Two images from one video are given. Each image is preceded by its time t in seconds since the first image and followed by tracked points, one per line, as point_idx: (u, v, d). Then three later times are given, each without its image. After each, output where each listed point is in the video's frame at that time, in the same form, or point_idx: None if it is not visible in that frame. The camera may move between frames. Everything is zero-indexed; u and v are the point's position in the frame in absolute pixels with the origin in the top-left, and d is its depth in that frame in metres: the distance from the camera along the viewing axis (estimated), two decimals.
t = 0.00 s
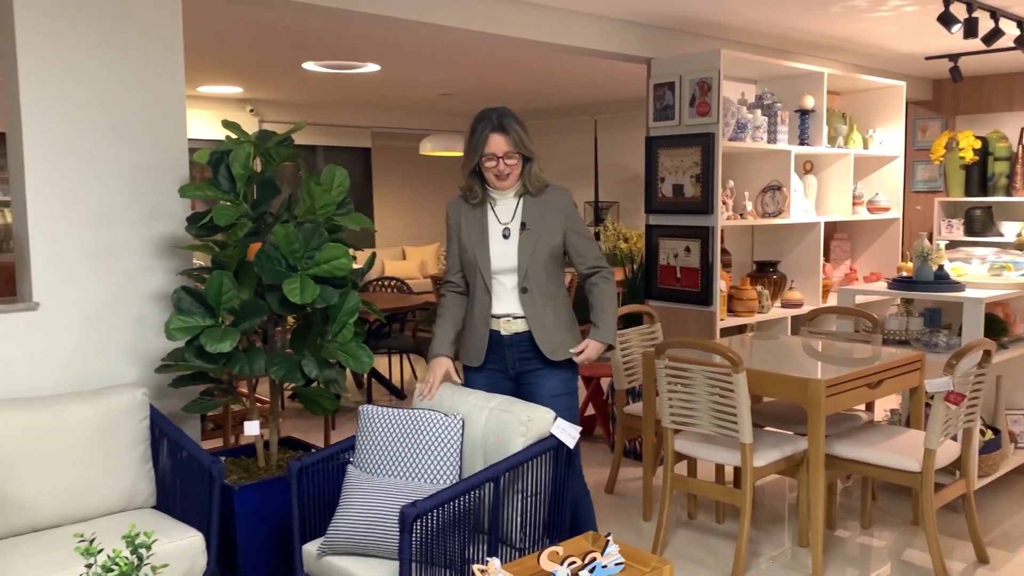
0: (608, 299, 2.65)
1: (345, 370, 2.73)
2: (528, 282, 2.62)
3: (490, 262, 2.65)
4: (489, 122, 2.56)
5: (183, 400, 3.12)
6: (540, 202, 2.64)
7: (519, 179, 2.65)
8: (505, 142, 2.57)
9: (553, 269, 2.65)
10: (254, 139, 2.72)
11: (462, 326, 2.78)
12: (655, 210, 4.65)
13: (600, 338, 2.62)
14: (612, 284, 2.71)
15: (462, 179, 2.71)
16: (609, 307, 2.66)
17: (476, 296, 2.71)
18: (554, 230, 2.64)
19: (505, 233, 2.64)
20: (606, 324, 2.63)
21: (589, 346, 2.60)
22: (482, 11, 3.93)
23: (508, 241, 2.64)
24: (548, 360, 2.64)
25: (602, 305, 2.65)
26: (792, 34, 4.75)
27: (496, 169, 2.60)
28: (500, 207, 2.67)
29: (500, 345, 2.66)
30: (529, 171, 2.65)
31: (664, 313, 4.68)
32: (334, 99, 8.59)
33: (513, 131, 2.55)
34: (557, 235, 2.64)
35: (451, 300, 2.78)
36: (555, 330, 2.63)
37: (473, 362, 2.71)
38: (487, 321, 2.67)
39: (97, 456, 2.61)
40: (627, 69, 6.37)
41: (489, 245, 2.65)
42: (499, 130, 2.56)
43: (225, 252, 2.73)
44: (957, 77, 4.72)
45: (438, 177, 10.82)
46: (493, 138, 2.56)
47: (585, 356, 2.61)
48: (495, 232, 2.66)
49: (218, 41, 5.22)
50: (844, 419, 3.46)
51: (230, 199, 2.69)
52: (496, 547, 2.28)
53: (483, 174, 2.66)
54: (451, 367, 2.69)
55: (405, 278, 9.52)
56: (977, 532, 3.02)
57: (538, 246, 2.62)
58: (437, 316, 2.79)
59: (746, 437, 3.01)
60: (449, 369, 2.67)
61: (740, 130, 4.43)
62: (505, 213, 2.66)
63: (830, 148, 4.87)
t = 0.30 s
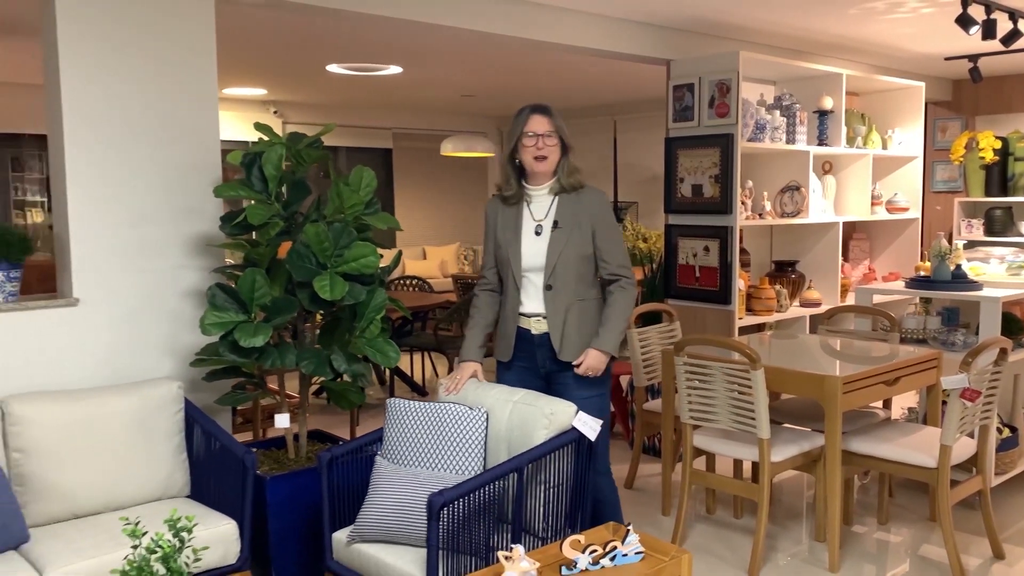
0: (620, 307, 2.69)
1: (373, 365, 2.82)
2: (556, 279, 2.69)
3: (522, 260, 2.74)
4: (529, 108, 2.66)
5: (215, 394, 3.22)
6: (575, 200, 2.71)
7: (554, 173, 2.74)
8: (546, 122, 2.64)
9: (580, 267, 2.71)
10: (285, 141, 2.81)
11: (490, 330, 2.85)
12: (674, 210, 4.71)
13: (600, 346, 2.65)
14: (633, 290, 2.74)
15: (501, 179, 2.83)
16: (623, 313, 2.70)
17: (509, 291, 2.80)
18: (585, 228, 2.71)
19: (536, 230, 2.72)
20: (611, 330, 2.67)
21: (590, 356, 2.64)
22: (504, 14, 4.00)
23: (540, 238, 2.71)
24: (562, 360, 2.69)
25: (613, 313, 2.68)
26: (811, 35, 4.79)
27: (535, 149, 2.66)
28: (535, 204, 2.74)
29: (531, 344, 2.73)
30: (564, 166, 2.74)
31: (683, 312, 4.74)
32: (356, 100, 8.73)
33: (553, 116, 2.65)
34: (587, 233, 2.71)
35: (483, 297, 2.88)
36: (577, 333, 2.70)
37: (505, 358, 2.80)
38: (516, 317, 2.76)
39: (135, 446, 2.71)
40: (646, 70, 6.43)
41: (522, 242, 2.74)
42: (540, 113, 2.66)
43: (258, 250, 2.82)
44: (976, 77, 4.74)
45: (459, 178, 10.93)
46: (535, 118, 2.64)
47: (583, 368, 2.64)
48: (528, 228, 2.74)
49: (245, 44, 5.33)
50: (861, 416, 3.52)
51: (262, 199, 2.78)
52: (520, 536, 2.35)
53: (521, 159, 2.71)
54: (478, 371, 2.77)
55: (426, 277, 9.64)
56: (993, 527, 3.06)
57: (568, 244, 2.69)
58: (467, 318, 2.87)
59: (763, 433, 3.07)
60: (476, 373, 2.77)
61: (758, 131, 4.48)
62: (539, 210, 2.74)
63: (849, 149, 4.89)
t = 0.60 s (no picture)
0: (653, 287, 2.65)
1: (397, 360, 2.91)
2: (597, 276, 2.73)
3: (565, 257, 2.79)
4: (583, 107, 2.74)
5: (245, 387, 3.33)
6: (622, 200, 2.74)
7: (604, 173, 2.79)
8: (598, 121, 2.71)
9: (623, 265, 2.74)
10: (313, 144, 2.91)
11: (521, 327, 2.88)
12: (692, 209, 4.77)
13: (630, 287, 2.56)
14: (670, 285, 2.72)
15: (551, 176, 2.89)
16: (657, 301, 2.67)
17: (550, 287, 2.85)
18: (630, 227, 2.74)
19: (582, 227, 2.77)
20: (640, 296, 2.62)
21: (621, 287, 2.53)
22: (525, 18, 4.09)
23: (584, 235, 2.76)
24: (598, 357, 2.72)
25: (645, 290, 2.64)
26: (828, 37, 4.84)
27: (585, 145, 2.72)
28: (582, 202, 2.79)
29: (571, 343, 2.78)
30: (614, 166, 2.79)
31: (701, 310, 4.80)
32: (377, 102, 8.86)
33: (606, 115, 2.72)
34: (631, 232, 2.74)
35: (520, 292, 2.92)
36: (617, 329, 2.72)
37: (545, 353, 2.86)
38: (555, 314, 2.81)
39: (170, 437, 2.82)
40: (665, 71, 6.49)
41: (566, 238, 2.79)
42: (594, 111, 2.72)
43: (287, 249, 2.93)
44: (994, 78, 4.76)
45: (479, 178, 11.03)
46: (588, 115, 2.70)
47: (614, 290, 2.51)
48: (573, 225, 2.79)
49: (271, 48, 5.45)
50: (876, 414, 3.57)
51: (291, 200, 2.88)
52: (540, 525, 2.44)
53: (571, 155, 2.77)
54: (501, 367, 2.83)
55: (445, 276, 9.76)
56: (1006, 523, 3.11)
57: (612, 243, 2.73)
58: (502, 313, 2.92)
59: (779, 429, 3.14)
60: (500, 367, 2.84)
61: (776, 132, 4.53)
62: (586, 208, 2.78)
63: (866, 150, 4.94)
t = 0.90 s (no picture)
0: (697, 290, 2.71)
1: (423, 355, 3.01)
2: (637, 277, 2.77)
3: (605, 258, 2.83)
4: (624, 108, 2.79)
5: (276, 380, 3.43)
6: (663, 201, 2.79)
7: (645, 174, 2.83)
8: (639, 121, 2.75)
9: (664, 267, 2.79)
10: (342, 145, 3.00)
11: (562, 326, 2.98)
12: (713, 208, 4.81)
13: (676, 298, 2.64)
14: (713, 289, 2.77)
15: (593, 177, 2.93)
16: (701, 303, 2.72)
17: (592, 289, 2.89)
18: (670, 228, 2.78)
19: (622, 228, 2.81)
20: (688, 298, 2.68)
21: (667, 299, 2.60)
22: (547, 20, 4.16)
23: (625, 236, 2.80)
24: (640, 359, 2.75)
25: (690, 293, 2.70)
26: (851, 37, 4.86)
27: (625, 146, 2.76)
28: (623, 204, 2.84)
29: (611, 345, 2.80)
30: (656, 167, 2.83)
31: (723, 308, 4.84)
32: (402, 101, 8.98)
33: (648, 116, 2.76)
34: (672, 233, 2.78)
35: (562, 294, 3.00)
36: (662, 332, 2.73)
37: (586, 353, 2.87)
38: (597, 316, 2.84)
39: (205, 428, 2.93)
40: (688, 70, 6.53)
41: (606, 239, 2.83)
42: (634, 112, 2.77)
43: (317, 247, 3.02)
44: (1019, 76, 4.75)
45: (503, 176, 11.12)
46: (628, 115, 2.75)
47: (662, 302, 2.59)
48: (613, 226, 2.83)
49: (300, 49, 5.56)
50: (895, 411, 3.60)
51: (321, 199, 2.98)
52: (561, 516, 2.51)
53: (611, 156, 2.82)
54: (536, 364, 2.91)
55: (469, 273, 9.86)
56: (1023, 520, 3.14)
57: (652, 244, 2.77)
58: (546, 311, 3.02)
59: (797, 425, 3.19)
60: (534, 366, 2.91)
61: (797, 131, 4.56)
62: (626, 209, 2.82)
63: (889, 148, 4.95)
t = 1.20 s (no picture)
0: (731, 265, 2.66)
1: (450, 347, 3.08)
2: (666, 272, 2.77)
3: (635, 252, 2.85)
4: (659, 105, 2.78)
5: (308, 370, 3.54)
6: (696, 197, 2.78)
7: (679, 169, 2.82)
8: (674, 118, 2.74)
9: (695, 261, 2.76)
10: (373, 142, 3.08)
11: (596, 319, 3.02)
12: (741, 203, 4.81)
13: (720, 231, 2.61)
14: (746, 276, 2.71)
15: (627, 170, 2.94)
16: (733, 279, 2.67)
17: (622, 283, 2.92)
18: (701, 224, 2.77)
19: (653, 224, 2.82)
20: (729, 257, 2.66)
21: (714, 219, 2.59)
22: (575, 17, 4.20)
23: (655, 231, 2.81)
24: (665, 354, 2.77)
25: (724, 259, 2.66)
26: (881, 30, 4.83)
27: (661, 142, 2.75)
28: (655, 199, 2.84)
29: (639, 342, 2.83)
30: (690, 162, 2.82)
31: (750, 302, 4.85)
32: (433, 94, 9.07)
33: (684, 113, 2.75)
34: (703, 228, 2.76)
35: (595, 288, 3.03)
36: (690, 324, 2.74)
37: (615, 347, 2.91)
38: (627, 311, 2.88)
39: (240, 417, 3.03)
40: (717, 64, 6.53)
41: (637, 234, 2.85)
42: (671, 109, 2.76)
43: (348, 241, 3.10)
44: None
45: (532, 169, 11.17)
46: (664, 112, 2.74)
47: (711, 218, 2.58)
48: (645, 221, 2.84)
49: (333, 45, 5.66)
50: (920, 406, 3.62)
51: (352, 195, 3.06)
52: (583, 505, 2.58)
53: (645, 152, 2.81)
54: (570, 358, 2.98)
55: (498, 265, 9.94)
56: None
57: (682, 239, 2.76)
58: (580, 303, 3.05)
59: (820, 419, 3.22)
60: (568, 361, 2.98)
61: (826, 126, 4.55)
62: (658, 205, 2.83)
63: (919, 142, 4.93)
